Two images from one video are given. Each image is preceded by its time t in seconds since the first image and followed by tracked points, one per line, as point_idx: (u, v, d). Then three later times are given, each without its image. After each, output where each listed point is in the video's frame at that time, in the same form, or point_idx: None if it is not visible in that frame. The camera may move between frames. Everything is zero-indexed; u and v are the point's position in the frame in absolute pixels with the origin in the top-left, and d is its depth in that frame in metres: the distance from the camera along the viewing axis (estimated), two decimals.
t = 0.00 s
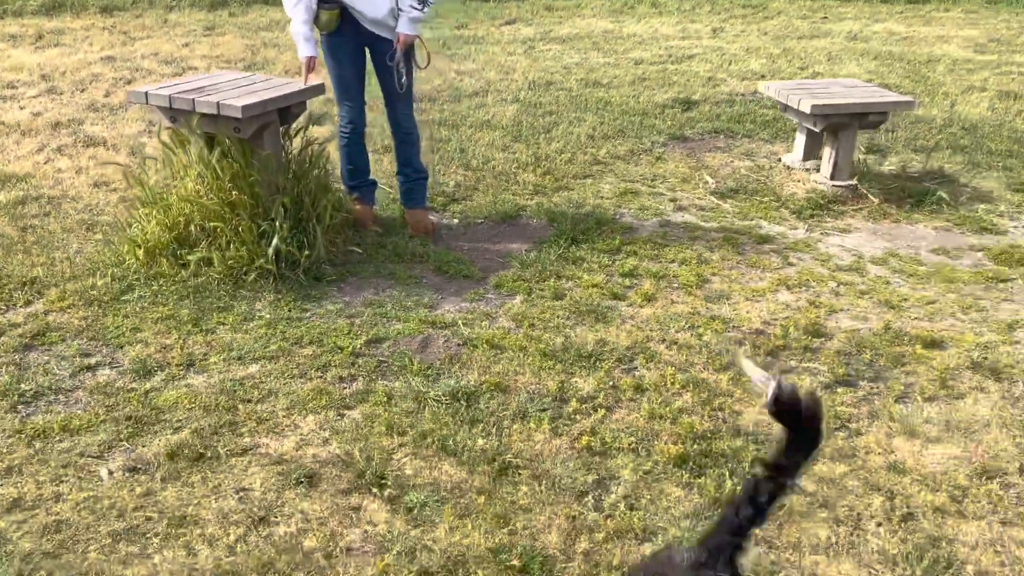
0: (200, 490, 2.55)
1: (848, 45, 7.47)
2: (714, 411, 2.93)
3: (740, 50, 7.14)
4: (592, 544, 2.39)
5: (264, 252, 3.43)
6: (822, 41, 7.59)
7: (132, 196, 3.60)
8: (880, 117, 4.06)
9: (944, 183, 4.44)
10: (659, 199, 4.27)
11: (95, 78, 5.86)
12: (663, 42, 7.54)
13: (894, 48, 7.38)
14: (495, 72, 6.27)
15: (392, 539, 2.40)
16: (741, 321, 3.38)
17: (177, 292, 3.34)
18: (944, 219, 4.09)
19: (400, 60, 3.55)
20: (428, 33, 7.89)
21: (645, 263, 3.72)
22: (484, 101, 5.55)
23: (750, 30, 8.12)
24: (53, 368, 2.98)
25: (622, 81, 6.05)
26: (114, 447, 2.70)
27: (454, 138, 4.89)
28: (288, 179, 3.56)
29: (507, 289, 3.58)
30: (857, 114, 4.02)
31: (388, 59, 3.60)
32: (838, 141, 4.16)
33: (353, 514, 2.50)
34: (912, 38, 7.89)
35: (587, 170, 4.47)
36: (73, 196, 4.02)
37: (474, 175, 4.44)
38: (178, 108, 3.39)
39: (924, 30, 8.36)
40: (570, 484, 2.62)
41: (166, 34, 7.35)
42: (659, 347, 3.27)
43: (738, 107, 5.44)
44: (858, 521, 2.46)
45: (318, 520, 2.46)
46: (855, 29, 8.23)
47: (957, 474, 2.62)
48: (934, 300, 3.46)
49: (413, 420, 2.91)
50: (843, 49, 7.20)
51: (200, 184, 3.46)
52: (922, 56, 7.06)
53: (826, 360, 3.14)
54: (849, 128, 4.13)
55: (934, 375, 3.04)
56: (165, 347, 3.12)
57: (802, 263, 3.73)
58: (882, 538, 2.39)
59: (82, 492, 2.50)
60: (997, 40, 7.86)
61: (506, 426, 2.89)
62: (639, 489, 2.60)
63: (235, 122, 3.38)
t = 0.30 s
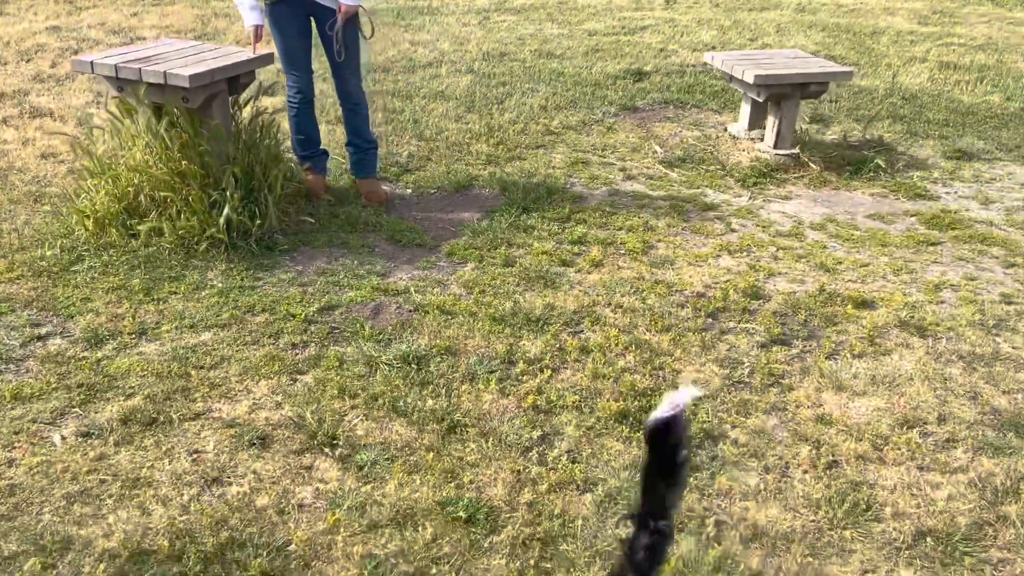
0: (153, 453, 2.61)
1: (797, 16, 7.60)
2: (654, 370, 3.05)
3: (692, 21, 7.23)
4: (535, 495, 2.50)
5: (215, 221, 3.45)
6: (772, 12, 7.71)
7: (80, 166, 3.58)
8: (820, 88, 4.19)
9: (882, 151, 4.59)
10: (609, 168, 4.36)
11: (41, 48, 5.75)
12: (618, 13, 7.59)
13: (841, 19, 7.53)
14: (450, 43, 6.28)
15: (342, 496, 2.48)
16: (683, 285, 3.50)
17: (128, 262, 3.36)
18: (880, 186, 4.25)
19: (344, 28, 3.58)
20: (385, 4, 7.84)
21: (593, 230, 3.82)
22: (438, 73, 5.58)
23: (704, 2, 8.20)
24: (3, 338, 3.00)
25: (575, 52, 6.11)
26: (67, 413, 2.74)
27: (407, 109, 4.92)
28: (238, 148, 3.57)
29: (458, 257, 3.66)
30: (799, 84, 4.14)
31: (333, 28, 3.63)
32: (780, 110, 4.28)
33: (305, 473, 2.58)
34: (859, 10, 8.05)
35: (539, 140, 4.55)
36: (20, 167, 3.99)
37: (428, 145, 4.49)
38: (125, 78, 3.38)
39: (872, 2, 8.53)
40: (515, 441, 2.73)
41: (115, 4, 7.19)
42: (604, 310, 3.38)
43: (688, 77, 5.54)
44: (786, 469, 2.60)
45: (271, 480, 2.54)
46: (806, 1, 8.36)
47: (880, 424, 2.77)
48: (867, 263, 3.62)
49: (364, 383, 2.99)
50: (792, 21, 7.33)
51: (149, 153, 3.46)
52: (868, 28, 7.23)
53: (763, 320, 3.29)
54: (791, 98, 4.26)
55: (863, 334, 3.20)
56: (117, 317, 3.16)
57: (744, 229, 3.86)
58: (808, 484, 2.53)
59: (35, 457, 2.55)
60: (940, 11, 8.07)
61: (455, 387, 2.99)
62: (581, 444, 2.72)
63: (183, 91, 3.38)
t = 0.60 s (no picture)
0: (153, 452, 2.62)
1: (795, 12, 7.60)
2: (651, 367, 3.07)
3: (690, 18, 7.22)
4: (533, 492, 2.51)
5: (213, 220, 3.45)
6: (770, 9, 7.71)
7: (78, 165, 3.58)
8: (816, 84, 4.20)
9: (878, 148, 4.60)
10: (606, 166, 4.37)
11: (39, 47, 5.75)
12: (615, 10, 7.59)
13: (839, 15, 7.54)
14: (447, 40, 6.28)
15: (341, 493, 2.50)
16: (681, 282, 3.51)
17: (126, 261, 3.37)
18: (878, 182, 4.26)
19: (338, 26, 3.57)
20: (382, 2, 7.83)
21: (591, 227, 3.83)
22: (436, 70, 5.58)
23: None
24: (2, 337, 3.01)
25: (572, 50, 6.11)
26: (66, 412, 2.75)
27: (404, 107, 4.92)
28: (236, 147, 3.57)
29: (456, 255, 3.66)
30: (795, 81, 4.14)
31: (327, 26, 3.62)
32: (777, 107, 4.29)
33: (305, 470, 2.59)
34: (857, 6, 8.06)
35: (536, 138, 4.55)
36: (18, 166, 3.99)
37: (426, 142, 4.49)
38: (123, 77, 3.37)
39: None
40: (514, 438, 2.74)
41: (113, 2, 7.16)
42: (602, 308, 3.39)
43: (685, 74, 5.55)
44: (782, 466, 2.61)
45: (270, 477, 2.56)
46: None
47: (876, 420, 2.78)
48: (864, 259, 3.63)
49: (363, 381, 3.00)
50: (789, 17, 7.33)
51: (147, 152, 3.45)
52: (865, 24, 7.23)
53: (760, 317, 3.30)
54: (787, 95, 4.26)
55: (860, 330, 3.21)
56: (116, 315, 3.17)
57: (741, 226, 3.87)
58: (804, 480, 2.55)
59: (35, 456, 2.56)
60: (937, 7, 8.08)
61: (454, 385, 3.00)
62: (579, 441, 2.73)
63: (180, 90, 3.37)
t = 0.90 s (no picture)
0: (254, 472, 2.66)
1: (890, 42, 7.40)
2: (750, 406, 2.98)
3: (781, 48, 7.11)
4: (631, 530, 2.45)
5: (311, 245, 3.53)
6: (863, 38, 7.53)
7: (186, 189, 3.72)
8: (921, 117, 4.07)
9: (985, 183, 4.42)
10: (698, 196, 4.32)
11: (146, 75, 6.05)
12: (702, 39, 7.54)
13: (937, 45, 7.31)
14: (534, 70, 6.34)
15: (437, 522, 2.48)
16: (779, 317, 3.43)
17: (228, 283, 3.46)
18: (985, 219, 4.08)
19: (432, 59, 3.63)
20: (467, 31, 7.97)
21: (683, 259, 3.78)
22: (523, 99, 5.64)
23: (791, 27, 8.05)
24: (114, 354, 3.13)
25: (661, 79, 6.09)
26: (173, 429, 2.83)
27: (493, 135, 4.97)
28: (335, 174, 3.64)
29: (546, 284, 3.65)
30: (899, 113, 4.03)
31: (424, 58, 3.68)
32: (878, 139, 4.18)
33: (401, 497, 2.60)
34: (956, 35, 7.80)
35: (626, 168, 4.54)
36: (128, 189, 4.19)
37: (514, 171, 4.53)
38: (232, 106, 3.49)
39: (969, 27, 8.25)
40: (609, 473, 2.69)
41: (214, 31, 7.48)
42: (696, 342, 3.33)
43: (778, 105, 5.47)
44: (893, 515, 2.49)
45: (368, 502, 2.57)
46: (898, 27, 8.14)
47: (993, 471, 2.63)
48: (972, 299, 3.47)
49: (456, 409, 3.00)
50: (885, 47, 7.15)
51: (251, 178, 3.55)
52: (967, 54, 6.99)
53: (863, 357, 3.18)
54: (889, 127, 4.15)
55: (972, 375, 3.06)
56: (218, 336, 3.25)
57: (840, 261, 3.76)
58: (917, 532, 2.42)
59: (145, 471, 2.63)
60: None
61: (547, 416, 2.97)
62: (677, 479, 2.66)
63: (285, 119, 3.46)
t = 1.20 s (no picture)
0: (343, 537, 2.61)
1: (989, 113, 7.21)
2: (849, 492, 2.82)
3: (873, 117, 7.01)
4: None
5: (402, 307, 3.59)
6: (961, 109, 7.36)
7: (285, 249, 3.85)
8: None
9: None
10: (789, 268, 4.26)
11: (247, 137, 6.40)
12: (791, 107, 7.51)
13: None
14: (620, 136, 6.43)
15: None
16: (877, 399, 3.29)
17: (321, 342, 3.53)
18: None
19: (529, 130, 3.79)
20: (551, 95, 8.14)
21: (774, 332, 3.70)
22: (609, 164, 5.73)
23: (883, 96, 7.94)
24: (211, 410, 3.17)
25: (749, 147, 6.10)
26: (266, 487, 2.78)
27: (578, 201, 5.05)
28: (427, 239, 3.72)
29: (632, 354, 3.60)
30: (1003, 189, 3.95)
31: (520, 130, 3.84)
32: (980, 215, 4.08)
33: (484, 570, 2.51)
34: None
35: (713, 237, 4.53)
36: (229, 248, 4.39)
37: (600, 238, 4.57)
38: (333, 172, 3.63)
39: None
40: (700, 557, 2.56)
41: (310, 94, 7.86)
42: (790, 422, 3.20)
43: (872, 175, 5.40)
44: None
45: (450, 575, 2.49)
46: (997, 97, 7.93)
47: None
48: None
49: (543, 480, 2.91)
50: (984, 118, 6.98)
51: (347, 242, 3.66)
52: None
53: (970, 445, 3.01)
54: (992, 203, 4.05)
55: None
56: (310, 395, 3.28)
57: (941, 341, 3.63)
58: None
59: (238, 530, 2.58)
60: None
61: (635, 493, 2.85)
62: (772, 568, 2.53)
63: (383, 186, 3.58)
